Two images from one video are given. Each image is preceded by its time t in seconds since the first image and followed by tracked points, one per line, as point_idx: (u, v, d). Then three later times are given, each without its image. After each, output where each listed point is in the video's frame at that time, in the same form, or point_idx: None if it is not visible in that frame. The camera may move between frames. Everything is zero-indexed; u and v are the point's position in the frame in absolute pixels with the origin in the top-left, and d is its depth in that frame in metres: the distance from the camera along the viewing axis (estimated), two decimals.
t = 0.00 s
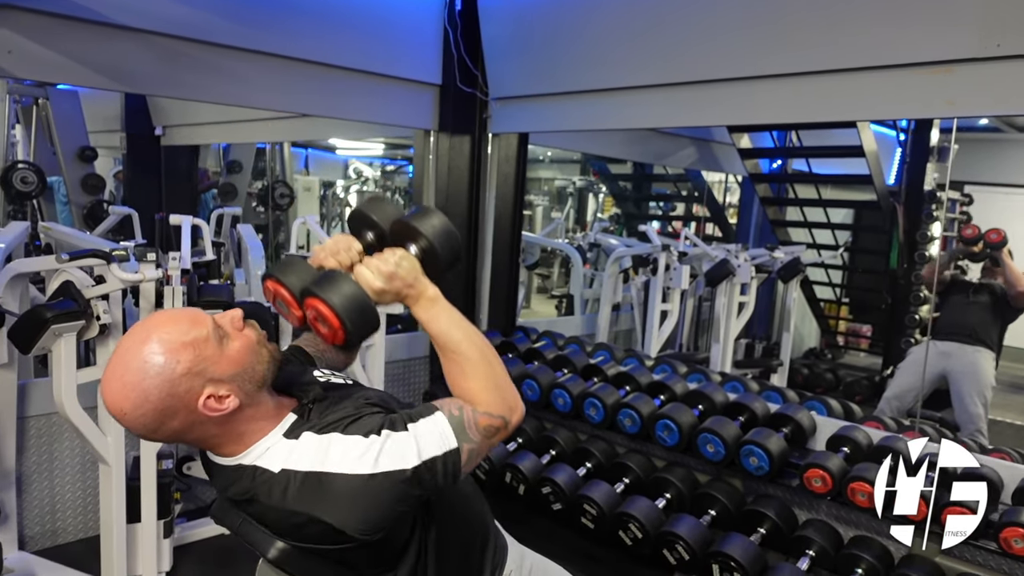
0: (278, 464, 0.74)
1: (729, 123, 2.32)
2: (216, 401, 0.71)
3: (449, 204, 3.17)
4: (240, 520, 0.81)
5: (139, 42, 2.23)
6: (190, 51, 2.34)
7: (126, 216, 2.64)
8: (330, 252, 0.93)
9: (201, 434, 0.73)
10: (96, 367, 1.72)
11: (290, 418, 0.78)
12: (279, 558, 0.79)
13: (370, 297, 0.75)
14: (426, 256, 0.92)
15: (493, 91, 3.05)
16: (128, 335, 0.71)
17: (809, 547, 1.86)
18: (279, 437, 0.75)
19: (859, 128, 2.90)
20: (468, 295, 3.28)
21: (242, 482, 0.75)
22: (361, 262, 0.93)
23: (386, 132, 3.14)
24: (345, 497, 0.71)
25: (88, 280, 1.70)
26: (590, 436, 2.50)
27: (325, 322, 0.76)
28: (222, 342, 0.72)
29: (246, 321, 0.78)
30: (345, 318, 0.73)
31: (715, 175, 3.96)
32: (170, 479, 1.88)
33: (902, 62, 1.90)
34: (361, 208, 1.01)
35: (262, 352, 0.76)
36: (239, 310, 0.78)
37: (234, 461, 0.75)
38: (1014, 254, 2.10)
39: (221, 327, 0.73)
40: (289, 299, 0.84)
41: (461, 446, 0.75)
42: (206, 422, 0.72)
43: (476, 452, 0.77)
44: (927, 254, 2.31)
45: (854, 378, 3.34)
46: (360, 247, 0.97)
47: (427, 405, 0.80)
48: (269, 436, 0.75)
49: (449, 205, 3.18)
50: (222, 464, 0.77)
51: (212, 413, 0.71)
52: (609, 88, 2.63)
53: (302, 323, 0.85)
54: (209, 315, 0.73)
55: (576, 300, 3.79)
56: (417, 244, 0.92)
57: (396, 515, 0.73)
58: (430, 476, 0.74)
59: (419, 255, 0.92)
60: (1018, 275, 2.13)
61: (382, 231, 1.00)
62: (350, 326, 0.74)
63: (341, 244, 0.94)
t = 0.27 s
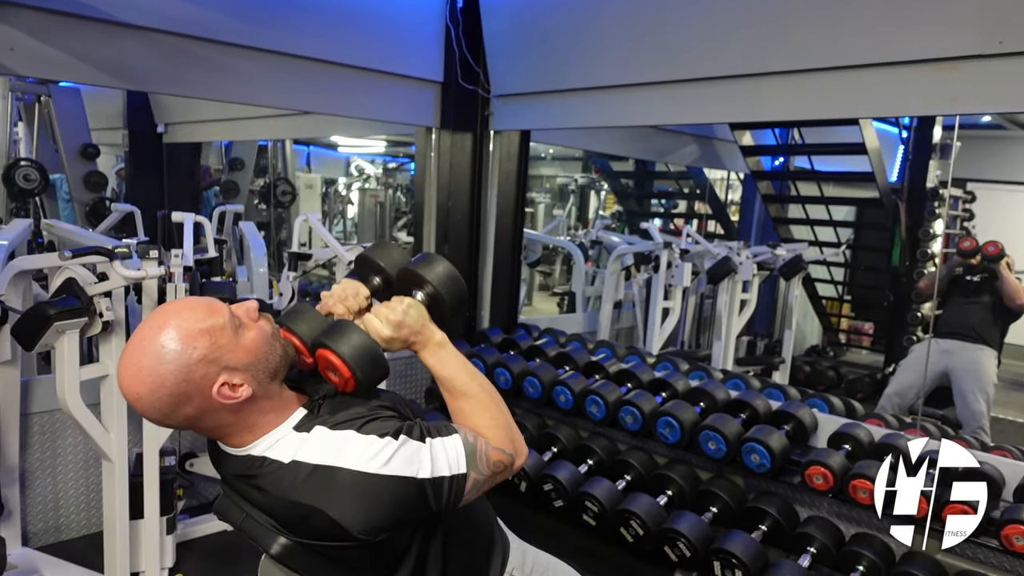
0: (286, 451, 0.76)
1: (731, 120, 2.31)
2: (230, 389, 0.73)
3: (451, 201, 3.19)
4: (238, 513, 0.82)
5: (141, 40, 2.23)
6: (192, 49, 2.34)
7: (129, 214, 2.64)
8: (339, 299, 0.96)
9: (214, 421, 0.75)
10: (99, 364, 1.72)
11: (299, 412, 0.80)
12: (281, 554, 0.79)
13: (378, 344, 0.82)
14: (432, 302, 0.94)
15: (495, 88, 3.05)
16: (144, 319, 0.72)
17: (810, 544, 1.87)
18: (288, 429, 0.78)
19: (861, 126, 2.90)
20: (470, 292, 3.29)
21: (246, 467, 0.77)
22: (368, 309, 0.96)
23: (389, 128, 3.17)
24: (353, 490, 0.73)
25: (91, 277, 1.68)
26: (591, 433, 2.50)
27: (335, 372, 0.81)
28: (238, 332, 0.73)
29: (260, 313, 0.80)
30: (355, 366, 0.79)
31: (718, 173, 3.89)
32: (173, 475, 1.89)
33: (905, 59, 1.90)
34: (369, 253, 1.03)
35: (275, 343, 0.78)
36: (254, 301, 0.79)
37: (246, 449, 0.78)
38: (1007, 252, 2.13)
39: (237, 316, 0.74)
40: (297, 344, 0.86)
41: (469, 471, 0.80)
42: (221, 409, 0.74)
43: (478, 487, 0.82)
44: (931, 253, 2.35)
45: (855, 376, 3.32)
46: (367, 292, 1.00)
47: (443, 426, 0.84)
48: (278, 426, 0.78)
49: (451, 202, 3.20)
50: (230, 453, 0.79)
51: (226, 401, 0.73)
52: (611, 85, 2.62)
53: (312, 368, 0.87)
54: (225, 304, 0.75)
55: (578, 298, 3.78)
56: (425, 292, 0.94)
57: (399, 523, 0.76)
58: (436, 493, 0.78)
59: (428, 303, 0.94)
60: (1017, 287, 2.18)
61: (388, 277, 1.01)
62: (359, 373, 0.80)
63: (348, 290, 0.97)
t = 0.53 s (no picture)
0: (288, 443, 0.77)
1: (736, 117, 2.31)
2: (238, 377, 0.74)
3: (455, 198, 3.23)
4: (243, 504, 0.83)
5: (145, 37, 2.23)
6: (196, 46, 2.34)
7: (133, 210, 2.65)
8: (352, 294, 0.98)
9: (220, 408, 0.76)
10: (104, 361, 1.73)
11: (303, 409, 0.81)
12: (284, 549, 0.79)
13: (396, 328, 0.83)
14: (451, 299, 0.95)
15: (500, 86, 3.04)
16: (164, 302, 0.74)
17: (813, 542, 1.86)
18: (292, 423, 0.79)
19: (866, 123, 2.89)
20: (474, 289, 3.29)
21: (250, 458, 0.78)
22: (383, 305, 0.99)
23: (393, 125, 3.17)
24: (358, 491, 0.74)
25: (96, 274, 1.69)
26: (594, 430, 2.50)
27: (348, 348, 0.82)
28: (252, 322, 0.75)
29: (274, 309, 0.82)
30: (370, 341, 0.80)
31: (722, 170, 3.82)
32: (177, 471, 1.90)
33: (910, 56, 1.89)
34: (383, 258, 1.03)
35: (286, 339, 0.80)
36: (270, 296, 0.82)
37: (249, 441, 0.79)
38: (1008, 248, 2.14)
39: (254, 308, 0.76)
40: (309, 335, 0.87)
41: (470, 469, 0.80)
42: (228, 396, 0.75)
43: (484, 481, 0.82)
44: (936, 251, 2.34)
45: (859, 374, 3.21)
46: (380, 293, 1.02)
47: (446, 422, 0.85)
48: (282, 420, 0.79)
49: (456, 199, 3.24)
50: (234, 445, 0.80)
51: (233, 388, 0.74)
52: (615, 82, 2.62)
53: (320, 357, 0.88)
54: (243, 295, 0.77)
55: (582, 295, 3.82)
56: (446, 285, 0.95)
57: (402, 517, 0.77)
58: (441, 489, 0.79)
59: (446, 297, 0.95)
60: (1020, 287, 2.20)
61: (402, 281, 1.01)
62: (373, 350, 0.80)
63: (362, 288, 0.99)
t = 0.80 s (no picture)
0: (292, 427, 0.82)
1: (737, 117, 2.30)
2: (259, 355, 0.80)
3: (456, 198, 3.22)
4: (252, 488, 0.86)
5: (148, 38, 2.24)
6: (199, 47, 2.35)
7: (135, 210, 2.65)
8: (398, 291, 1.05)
9: (234, 381, 0.81)
10: (106, 361, 1.72)
11: (311, 399, 0.86)
12: (288, 546, 0.81)
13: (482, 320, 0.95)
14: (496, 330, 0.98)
15: (502, 86, 3.06)
16: (212, 273, 0.82)
17: (815, 542, 1.86)
18: (301, 410, 0.83)
19: (869, 123, 2.88)
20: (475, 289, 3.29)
21: (260, 435, 0.83)
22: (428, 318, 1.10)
23: (395, 126, 3.17)
24: (364, 488, 0.77)
25: (99, 274, 1.69)
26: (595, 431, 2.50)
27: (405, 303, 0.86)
28: (286, 310, 0.82)
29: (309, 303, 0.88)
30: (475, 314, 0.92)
31: (724, 170, 3.78)
32: (179, 471, 1.91)
33: (912, 56, 1.89)
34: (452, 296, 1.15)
35: (312, 333, 0.86)
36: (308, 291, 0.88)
37: (256, 421, 0.84)
38: (1013, 249, 2.17)
39: (291, 297, 0.83)
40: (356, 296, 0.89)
41: (472, 504, 0.82)
42: (246, 370, 0.80)
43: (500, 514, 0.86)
44: (938, 251, 2.23)
45: (863, 375, 3.22)
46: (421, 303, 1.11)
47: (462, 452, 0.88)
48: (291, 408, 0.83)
49: (457, 199, 3.22)
50: (242, 423, 0.85)
51: (252, 364, 0.80)
52: (617, 82, 2.62)
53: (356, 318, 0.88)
54: (285, 283, 0.84)
55: (583, 296, 3.76)
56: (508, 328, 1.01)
57: (401, 524, 0.79)
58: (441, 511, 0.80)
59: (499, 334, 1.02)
60: None
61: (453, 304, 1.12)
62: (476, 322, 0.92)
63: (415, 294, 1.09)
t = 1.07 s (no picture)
0: (342, 384, 0.77)
1: (740, 115, 2.30)
2: (347, 301, 0.78)
3: (458, 197, 3.19)
4: (271, 439, 0.83)
5: (150, 38, 2.24)
6: (201, 47, 2.35)
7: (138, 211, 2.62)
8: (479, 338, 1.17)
9: (306, 323, 0.79)
10: (109, 361, 1.73)
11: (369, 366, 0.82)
12: (287, 545, 0.82)
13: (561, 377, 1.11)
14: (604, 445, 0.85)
15: (503, 85, 3.06)
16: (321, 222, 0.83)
17: (818, 541, 1.86)
18: (360, 370, 0.80)
19: (872, 122, 2.87)
20: (477, 289, 3.29)
21: (309, 383, 0.79)
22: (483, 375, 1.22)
23: (397, 126, 3.17)
24: (394, 452, 0.73)
25: (102, 274, 1.70)
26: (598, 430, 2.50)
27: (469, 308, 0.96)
28: (380, 271, 0.82)
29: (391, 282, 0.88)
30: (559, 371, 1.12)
31: (727, 168, 3.86)
32: (182, 471, 1.91)
33: (915, 54, 1.88)
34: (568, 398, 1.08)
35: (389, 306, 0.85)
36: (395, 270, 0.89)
37: (313, 370, 0.80)
38: (1014, 240, 2.13)
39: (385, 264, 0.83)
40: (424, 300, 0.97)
41: (470, 529, 0.75)
42: (326, 316, 0.79)
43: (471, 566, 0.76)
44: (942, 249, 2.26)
45: (867, 374, 3.22)
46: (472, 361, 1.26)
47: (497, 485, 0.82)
48: (351, 364, 0.80)
49: (459, 199, 3.22)
50: (297, 374, 0.81)
51: (337, 308, 0.78)
52: (619, 80, 2.61)
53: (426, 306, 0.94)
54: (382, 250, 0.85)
55: (586, 294, 3.73)
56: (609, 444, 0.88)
57: (413, 508, 0.74)
58: (440, 526, 0.74)
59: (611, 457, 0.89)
60: None
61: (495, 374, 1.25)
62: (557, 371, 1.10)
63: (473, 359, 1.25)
